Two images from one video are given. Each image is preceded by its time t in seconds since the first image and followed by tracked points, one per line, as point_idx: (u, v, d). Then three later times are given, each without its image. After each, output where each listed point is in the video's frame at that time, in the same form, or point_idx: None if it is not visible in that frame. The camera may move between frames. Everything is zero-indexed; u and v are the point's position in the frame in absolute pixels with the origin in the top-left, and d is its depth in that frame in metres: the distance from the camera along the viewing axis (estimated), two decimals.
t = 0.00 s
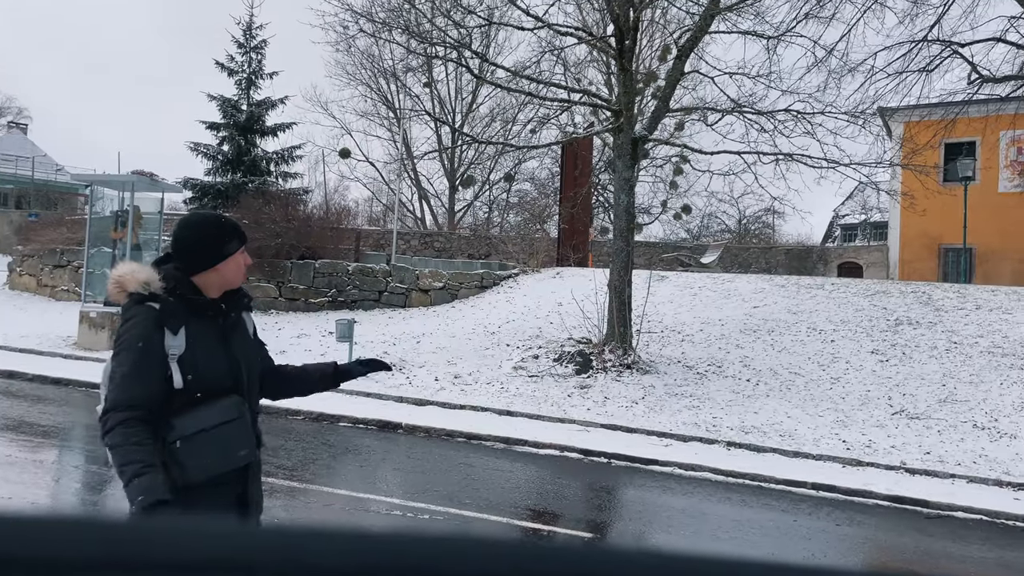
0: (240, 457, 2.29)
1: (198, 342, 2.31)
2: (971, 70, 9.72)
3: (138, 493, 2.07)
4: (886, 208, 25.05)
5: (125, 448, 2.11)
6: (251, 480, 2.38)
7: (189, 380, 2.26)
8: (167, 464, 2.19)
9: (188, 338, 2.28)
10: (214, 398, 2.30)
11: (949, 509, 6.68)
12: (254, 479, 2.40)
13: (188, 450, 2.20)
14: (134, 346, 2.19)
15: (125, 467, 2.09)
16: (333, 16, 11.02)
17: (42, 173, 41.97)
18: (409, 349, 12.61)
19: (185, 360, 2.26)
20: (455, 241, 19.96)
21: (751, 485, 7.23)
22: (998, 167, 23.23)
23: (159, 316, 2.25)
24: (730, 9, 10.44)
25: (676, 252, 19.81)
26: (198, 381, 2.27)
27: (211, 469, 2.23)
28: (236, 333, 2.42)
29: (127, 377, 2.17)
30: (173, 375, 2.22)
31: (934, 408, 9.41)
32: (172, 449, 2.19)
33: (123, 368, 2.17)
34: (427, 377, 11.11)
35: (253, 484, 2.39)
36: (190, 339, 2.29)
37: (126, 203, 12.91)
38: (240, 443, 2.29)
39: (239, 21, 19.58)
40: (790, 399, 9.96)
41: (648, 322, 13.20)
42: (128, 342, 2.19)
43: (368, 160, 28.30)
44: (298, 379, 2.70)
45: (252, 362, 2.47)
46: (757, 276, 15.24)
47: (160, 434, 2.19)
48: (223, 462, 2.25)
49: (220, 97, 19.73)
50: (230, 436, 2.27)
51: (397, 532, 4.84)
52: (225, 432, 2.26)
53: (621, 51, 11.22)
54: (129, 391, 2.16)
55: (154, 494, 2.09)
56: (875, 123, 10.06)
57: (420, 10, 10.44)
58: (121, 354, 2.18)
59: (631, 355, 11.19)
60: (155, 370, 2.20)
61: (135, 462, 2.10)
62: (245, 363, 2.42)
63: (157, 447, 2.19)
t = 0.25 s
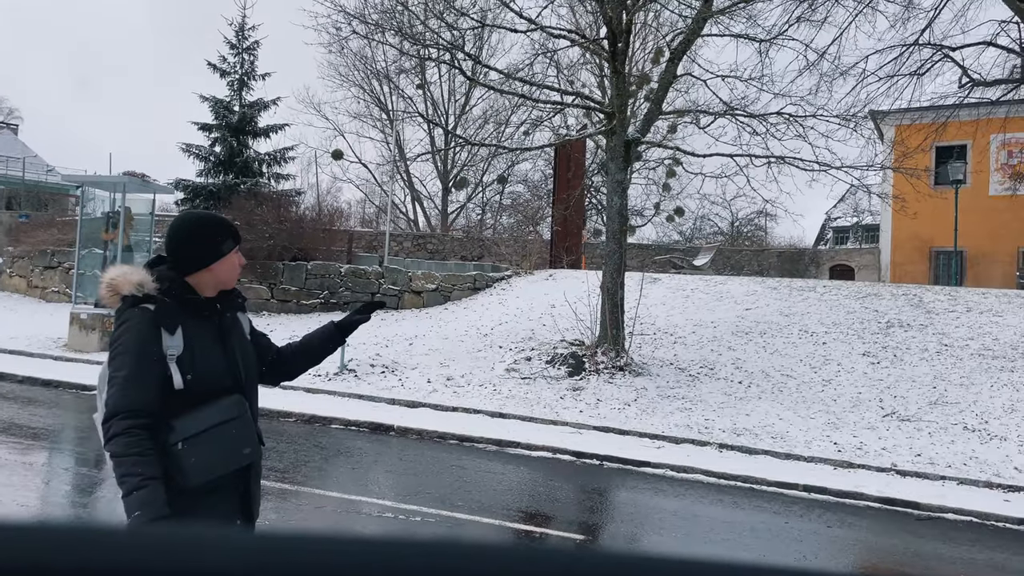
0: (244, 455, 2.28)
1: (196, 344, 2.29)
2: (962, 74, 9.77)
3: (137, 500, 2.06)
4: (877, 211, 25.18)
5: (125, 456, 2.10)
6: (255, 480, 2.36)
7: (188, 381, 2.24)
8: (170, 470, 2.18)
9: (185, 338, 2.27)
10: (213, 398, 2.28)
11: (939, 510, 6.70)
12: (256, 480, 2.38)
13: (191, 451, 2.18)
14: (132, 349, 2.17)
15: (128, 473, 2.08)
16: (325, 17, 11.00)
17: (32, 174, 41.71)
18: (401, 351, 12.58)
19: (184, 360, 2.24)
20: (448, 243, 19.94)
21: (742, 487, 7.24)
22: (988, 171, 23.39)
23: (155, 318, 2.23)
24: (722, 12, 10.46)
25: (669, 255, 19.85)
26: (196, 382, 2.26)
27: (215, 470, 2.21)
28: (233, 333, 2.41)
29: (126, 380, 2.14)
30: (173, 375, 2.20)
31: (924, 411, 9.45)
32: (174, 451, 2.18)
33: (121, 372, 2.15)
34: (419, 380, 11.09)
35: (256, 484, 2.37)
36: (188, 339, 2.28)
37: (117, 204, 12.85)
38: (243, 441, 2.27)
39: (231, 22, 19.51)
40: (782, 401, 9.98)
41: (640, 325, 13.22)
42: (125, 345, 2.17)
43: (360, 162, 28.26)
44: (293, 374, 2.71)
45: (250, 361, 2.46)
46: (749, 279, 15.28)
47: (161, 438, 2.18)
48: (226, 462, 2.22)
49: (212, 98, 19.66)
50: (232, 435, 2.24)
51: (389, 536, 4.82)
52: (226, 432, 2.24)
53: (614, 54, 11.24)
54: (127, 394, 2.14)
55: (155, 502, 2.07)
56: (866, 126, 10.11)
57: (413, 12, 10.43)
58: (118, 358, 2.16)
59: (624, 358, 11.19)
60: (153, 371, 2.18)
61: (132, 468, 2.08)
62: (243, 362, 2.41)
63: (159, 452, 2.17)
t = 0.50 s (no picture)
0: (243, 460, 2.28)
1: (198, 347, 2.29)
2: (958, 76, 9.81)
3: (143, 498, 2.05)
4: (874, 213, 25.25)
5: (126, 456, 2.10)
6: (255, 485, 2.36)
7: (189, 385, 2.24)
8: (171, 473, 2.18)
9: (186, 342, 2.27)
10: (213, 403, 2.28)
11: (935, 511, 6.72)
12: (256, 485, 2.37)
13: (191, 455, 2.18)
14: (132, 353, 2.17)
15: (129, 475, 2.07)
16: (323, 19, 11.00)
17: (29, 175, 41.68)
18: (399, 352, 12.58)
19: (184, 363, 2.25)
20: (446, 245, 19.94)
21: (739, 489, 7.25)
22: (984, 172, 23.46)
23: (156, 322, 2.23)
24: (719, 15, 10.48)
25: (666, 256, 19.87)
26: (198, 385, 2.26)
27: (215, 474, 2.21)
28: (235, 336, 2.42)
29: (127, 384, 2.14)
30: (173, 379, 2.20)
31: (921, 412, 9.48)
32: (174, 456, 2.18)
33: (122, 375, 2.15)
34: (417, 381, 11.09)
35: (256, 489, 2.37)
36: (189, 343, 2.28)
37: (114, 206, 12.86)
38: (243, 445, 2.28)
39: (229, 23, 19.51)
40: (779, 402, 10.00)
41: (638, 326, 13.24)
42: (126, 349, 2.17)
43: (358, 164, 28.26)
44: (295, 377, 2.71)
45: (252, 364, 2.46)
46: (746, 280, 15.31)
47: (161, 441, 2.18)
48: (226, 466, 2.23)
49: (209, 100, 19.66)
50: (231, 437, 2.25)
51: (386, 538, 4.83)
52: (226, 437, 2.25)
53: (611, 56, 11.27)
54: (128, 396, 2.14)
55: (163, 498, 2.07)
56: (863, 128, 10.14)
57: (411, 14, 10.44)
58: (119, 362, 2.16)
59: (621, 359, 11.21)
60: (154, 375, 2.18)
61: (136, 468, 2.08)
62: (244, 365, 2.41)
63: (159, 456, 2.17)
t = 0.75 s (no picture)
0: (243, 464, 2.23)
1: (200, 349, 2.29)
2: (959, 77, 9.81)
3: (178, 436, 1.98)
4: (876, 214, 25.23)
5: (138, 432, 2.04)
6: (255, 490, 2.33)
7: (189, 388, 2.24)
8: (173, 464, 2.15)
9: (188, 344, 2.27)
10: (214, 406, 2.28)
11: (938, 513, 6.70)
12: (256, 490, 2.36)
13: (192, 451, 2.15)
14: (134, 353, 2.17)
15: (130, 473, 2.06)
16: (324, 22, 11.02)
17: (29, 178, 41.70)
18: (400, 355, 12.58)
19: (186, 366, 2.25)
20: (447, 247, 19.94)
21: (741, 491, 7.24)
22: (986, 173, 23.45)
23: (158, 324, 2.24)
24: (720, 16, 10.48)
25: (667, 258, 19.86)
26: (198, 387, 2.26)
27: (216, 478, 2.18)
28: (238, 340, 2.41)
29: (128, 381, 2.14)
30: (174, 383, 2.21)
31: (924, 413, 9.46)
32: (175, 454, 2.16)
33: (123, 375, 2.14)
34: (418, 383, 11.08)
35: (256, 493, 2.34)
36: (191, 345, 2.28)
37: (115, 209, 12.87)
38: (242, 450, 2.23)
39: (230, 26, 19.53)
40: (781, 404, 9.99)
41: (639, 328, 13.23)
42: (128, 347, 2.18)
43: (359, 166, 28.30)
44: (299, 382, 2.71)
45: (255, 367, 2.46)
46: (747, 282, 15.29)
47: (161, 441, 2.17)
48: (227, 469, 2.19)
49: (211, 103, 19.68)
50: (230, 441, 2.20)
51: (388, 541, 4.82)
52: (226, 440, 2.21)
53: (612, 58, 11.27)
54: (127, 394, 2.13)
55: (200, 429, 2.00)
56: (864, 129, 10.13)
57: (412, 16, 10.45)
58: (119, 361, 2.16)
59: (623, 361, 11.20)
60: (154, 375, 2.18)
61: (158, 428, 2.03)
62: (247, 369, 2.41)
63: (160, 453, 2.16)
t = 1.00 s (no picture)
0: (247, 468, 2.18)
1: (207, 349, 2.31)
2: (962, 77, 9.78)
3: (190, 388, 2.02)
4: (879, 214, 25.18)
5: (147, 411, 2.04)
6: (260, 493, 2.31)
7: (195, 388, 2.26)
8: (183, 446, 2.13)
9: (195, 344, 2.29)
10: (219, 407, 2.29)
11: (943, 514, 6.69)
12: (260, 494, 2.34)
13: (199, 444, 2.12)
14: (141, 351, 2.18)
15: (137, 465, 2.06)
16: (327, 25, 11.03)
17: (34, 181, 41.82)
18: (404, 356, 12.59)
19: (193, 368, 2.27)
20: (450, 249, 19.94)
21: (745, 491, 7.23)
22: (990, 173, 23.39)
23: (167, 323, 2.25)
24: (722, 17, 10.46)
25: (671, 259, 19.85)
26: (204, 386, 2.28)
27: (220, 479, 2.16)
28: (246, 343, 2.41)
29: (135, 376, 2.15)
30: (180, 382, 2.22)
31: (928, 414, 9.43)
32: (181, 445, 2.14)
33: (131, 373, 2.15)
34: (422, 385, 11.08)
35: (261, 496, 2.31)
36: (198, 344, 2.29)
37: (120, 212, 12.92)
38: (245, 455, 2.16)
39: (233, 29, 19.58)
40: (785, 405, 9.98)
41: (642, 329, 13.23)
42: (136, 343, 2.19)
43: (362, 168, 28.31)
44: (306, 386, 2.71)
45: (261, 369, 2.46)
46: (751, 283, 15.27)
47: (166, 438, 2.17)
48: (233, 468, 2.16)
49: (214, 106, 19.73)
50: (235, 447, 2.15)
51: (392, 543, 4.82)
52: (230, 443, 2.13)
53: (615, 59, 11.28)
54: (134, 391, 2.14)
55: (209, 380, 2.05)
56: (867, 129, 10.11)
57: (414, 19, 10.47)
58: (127, 359, 2.18)
59: (626, 362, 11.19)
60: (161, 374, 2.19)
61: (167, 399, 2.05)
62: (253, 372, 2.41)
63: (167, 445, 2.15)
